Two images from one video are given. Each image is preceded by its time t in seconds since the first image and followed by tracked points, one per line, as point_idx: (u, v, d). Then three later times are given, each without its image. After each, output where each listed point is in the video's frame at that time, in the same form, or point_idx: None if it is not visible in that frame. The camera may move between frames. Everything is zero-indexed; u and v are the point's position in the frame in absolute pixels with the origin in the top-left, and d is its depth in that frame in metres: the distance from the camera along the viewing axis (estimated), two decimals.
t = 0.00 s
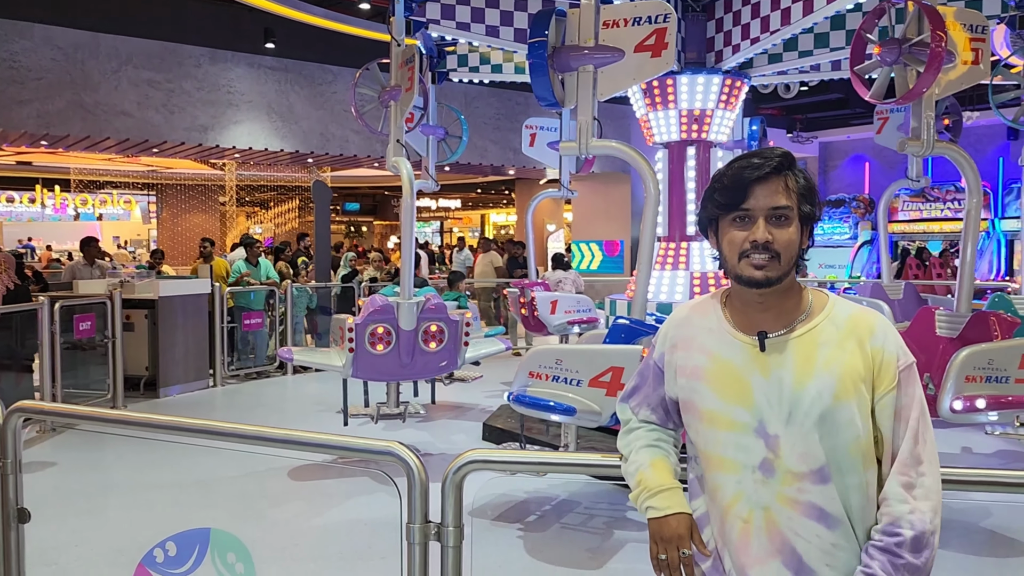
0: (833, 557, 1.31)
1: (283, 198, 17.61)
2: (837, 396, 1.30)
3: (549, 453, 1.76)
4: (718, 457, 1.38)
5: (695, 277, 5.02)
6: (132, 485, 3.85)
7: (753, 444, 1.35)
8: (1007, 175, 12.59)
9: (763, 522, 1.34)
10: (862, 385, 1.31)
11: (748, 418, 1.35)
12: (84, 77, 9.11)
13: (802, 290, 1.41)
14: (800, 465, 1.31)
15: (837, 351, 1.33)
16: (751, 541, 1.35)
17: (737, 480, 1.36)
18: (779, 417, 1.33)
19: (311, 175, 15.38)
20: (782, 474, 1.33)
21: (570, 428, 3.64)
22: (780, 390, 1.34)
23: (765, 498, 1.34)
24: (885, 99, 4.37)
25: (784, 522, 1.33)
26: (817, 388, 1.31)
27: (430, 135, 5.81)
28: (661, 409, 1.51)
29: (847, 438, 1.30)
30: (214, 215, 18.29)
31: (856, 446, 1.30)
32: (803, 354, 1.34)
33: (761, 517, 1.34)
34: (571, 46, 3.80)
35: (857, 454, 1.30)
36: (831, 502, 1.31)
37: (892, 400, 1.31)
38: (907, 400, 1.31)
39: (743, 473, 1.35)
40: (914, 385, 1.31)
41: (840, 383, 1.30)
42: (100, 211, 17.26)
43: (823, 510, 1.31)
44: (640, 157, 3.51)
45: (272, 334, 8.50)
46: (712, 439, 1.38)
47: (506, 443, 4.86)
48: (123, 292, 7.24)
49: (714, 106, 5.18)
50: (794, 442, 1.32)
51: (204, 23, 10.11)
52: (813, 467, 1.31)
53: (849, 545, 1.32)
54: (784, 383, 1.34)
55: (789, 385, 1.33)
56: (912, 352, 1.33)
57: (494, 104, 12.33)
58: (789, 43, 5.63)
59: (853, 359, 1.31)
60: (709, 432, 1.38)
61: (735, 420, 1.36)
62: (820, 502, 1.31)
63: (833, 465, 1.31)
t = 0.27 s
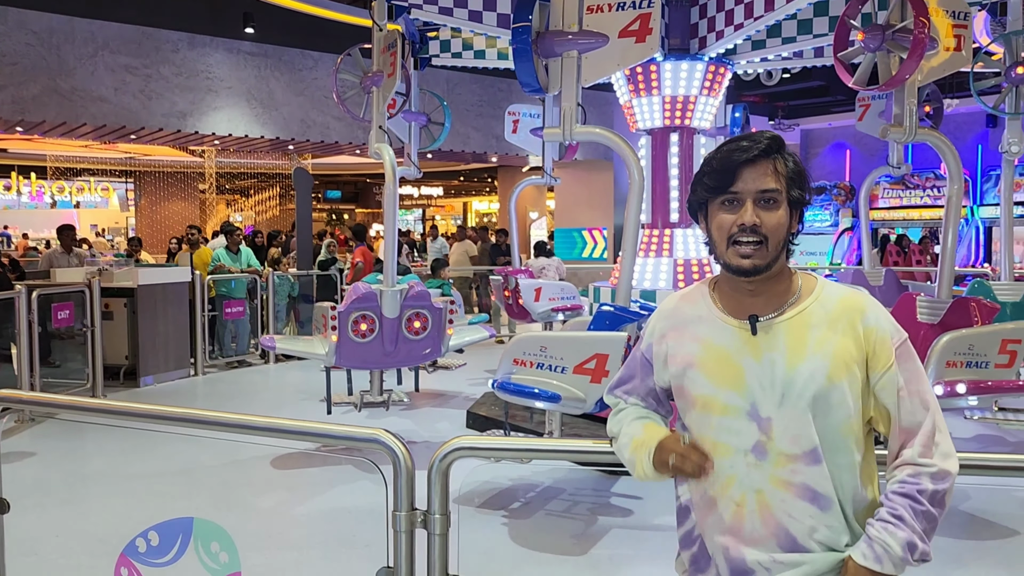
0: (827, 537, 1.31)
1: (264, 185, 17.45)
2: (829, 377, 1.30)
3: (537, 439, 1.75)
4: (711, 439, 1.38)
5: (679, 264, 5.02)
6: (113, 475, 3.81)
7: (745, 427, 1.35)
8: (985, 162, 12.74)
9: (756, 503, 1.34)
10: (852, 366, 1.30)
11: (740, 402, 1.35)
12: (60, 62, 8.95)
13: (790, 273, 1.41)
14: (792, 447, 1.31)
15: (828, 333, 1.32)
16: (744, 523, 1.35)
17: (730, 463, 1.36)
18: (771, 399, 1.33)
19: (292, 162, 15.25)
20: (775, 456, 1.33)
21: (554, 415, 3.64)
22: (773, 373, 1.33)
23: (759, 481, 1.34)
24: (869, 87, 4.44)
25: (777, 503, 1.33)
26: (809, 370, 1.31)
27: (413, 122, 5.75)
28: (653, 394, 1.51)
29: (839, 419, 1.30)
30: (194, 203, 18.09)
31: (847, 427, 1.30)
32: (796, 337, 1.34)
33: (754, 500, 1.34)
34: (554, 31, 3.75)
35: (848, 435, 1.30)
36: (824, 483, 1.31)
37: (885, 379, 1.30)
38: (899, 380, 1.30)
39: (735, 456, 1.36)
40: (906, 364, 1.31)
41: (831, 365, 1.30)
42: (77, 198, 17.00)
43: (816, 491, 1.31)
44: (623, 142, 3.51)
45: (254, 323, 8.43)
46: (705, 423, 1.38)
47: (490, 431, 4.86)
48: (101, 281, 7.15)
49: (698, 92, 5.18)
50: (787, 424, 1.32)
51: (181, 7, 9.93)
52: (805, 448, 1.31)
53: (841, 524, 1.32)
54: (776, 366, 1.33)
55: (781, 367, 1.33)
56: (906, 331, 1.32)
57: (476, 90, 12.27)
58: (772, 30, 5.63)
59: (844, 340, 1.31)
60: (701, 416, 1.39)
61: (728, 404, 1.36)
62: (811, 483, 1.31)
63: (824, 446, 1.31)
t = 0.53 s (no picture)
0: (812, 519, 1.32)
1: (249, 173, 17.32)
2: (811, 361, 1.30)
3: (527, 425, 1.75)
4: (697, 424, 1.39)
5: (666, 252, 5.03)
6: (99, 463, 3.79)
7: (729, 412, 1.36)
8: (969, 150, 12.84)
9: (742, 488, 1.35)
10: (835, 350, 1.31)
11: (724, 387, 1.36)
12: (40, 46, 8.83)
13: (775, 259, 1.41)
14: (775, 430, 1.32)
15: (811, 317, 1.32)
16: (730, 507, 1.35)
17: (716, 448, 1.37)
18: (755, 383, 1.34)
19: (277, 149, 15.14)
20: (758, 440, 1.33)
21: (542, 402, 3.65)
22: (756, 357, 1.34)
23: (743, 465, 1.35)
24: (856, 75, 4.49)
25: (762, 487, 1.33)
26: (792, 353, 1.31)
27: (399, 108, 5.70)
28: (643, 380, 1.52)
29: (821, 402, 1.30)
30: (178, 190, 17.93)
31: (830, 410, 1.31)
32: (779, 321, 1.34)
33: (739, 484, 1.35)
34: (541, 16, 3.80)
35: (831, 417, 1.31)
36: (808, 466, 1.31)
37: (869, 362, 1.30)
38: (884, 362, 1.30)
39: (720, 441, 1.36)
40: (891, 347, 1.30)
41: (813, 348, 1.31)
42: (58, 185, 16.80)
43: (800, 474, 1.31)
44: (610, 128, 3.50)
45: (240, 311, 8.39)
46: (691, 408, 1.39)
47: (478, 418, 4.87)
48: (84, 269, 7.08)
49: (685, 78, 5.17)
50: (769, 408, 1.33)
51: None
52: (787, 431, 1.32)
53: (826, 506, 1.33)
54: (759, 350, 1.34)
55: (764, 351, 1.33)
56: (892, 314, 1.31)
57: (463, 77, 12.20)
58: (760, 16, 5.65)
59: (827, 323, 1.31)
60: (686, 401, 1.40)
61: (713, 389, 1.37)
62: (795, 466, 1.32)
63: (807, 429, 1.31)
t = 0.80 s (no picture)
0: (791, 507, 1.33)
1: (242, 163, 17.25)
2: (790, 350, 1.30)
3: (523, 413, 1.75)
4: (681, 411, 1.40)
5: (659, 241, 5.05)
6: (93, 454, 3.78)
7: (712, 399, 1.37)
8: (961, 140, 12.88)
9: (723, 475, 1.36)
10: (815, 340, 1.30)
11: (707, 373, 1.37)
12: (30, 35, 8.76)
13: (752, 247, 1.39)
14: (755, 419, 1.33)
15: (793, 305, 1.31)
16: (711, 493, 1.37)
17: (700, 435, 1.38)
18: (735, 371, 1.34)
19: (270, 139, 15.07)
20: (739, 428, 1.34)
21: (536, 391, 3.66)
22: (738, 345, 1.34)
23: (724, 452, 1.36)
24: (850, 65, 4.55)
25: (743, 474, 1.34)
26: (771, 342, 1.31)
27: (392, 98, 5.66)
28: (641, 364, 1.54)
29: (800, 391, 1.30)
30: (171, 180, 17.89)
31: (810, 399, 1.30)
32: (760, 309, 1.33)
33: (721, 471, 1.36)
34: (536, 6, 3.87)
35: (810, 408, 1.31)
36: (787, 455, 1.32)
37: (852, 352, 1.28)
38: (868, 353, 1.27)
39: (704, 428, 1.37)
40: (875, 338, 1.27)
41: (792, 338, 1.30)
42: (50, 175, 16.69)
43: (779, 463, 1.32)
44: (604, 116, 3.50)
45: (233, 301, 8.37)
46: (676, 394, 1.41)
47: (472, 407, 4.87)
48: (77, 259, 7.06)
49: (679, 68, 5.16)
50: (748, 397, 1.33)
51: None
52: (767, 420, 1.32)
53: (806, 496, 1.33)
54: (739, 338, 1.34)
55: (744, 340, 1.33)
56: (880, 304, 1.28)
57: (456, 66, 12.16)
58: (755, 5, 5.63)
59: (808, 313, 1.30)
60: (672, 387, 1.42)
61: (698, 376, 1.38)
62: (774, 454, 1.32)
63: (786, 418, 1.31)
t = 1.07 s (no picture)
0: (763, 505, 1.30)
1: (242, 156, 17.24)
2: (753, 344, 1.27)
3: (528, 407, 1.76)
4: (670, 403, 1.41)
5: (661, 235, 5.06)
6: (96, 447, 3.79)
7: (692, 393, 1.37)
8: (963, 132, 12.84)
9: (700, 468, 1.36)
10: (779, 335, 1.25)
11: (689, 367, 1.38)
12: (31, 28, 8.74)
13: (724, 242, 1.36)
14: (724, 414, 1.31)
15: (759, 299, 1.28)
16: (691, 485, 1.37)
17: (682, 427, 1.39)
18: (707, 365, 1.33)
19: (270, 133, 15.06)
20: (711, 422, 1.33)
21: (538, 384, 3.66)
22: (709, 339, 1.33)
23: (701, 446, 1.36)
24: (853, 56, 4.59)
25: (716, 469, 1.33)
26: (736, 337, 1.29)
27: (393, 91, 5.66)
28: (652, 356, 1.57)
29: (765, 386, 1.26)
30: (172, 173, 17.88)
31: (778, 395, 1.26)
32: (730, 303, 1.31)
33: (698, 464, 1.36)
34: None
35: (779, 403, 1.26)
36: (757, 452, 1.29)
37: (820, 346, 1.22)
38: (839, 346, 1.20)
39: (687, 421, 1.38)
40: (841, 331, 1.19)
41: (756, 332, 1.27)
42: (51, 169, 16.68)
43: (748, 459, 1.29)
44: (603, 108, 3.49)
45: (234, 294, 8.38)
46: (667, 387, 1.42)
47: (474, 400, 4.88)
48: (78, 253, 7.07)
49: (680, 62, 5.14)
50: (717, 391, 1.32)
51: None
52: (734, 415, 1.30)
53: (780, 493, 1.29)
54: (711, 333, 1.33)
55: (715, 334, 1.32)
56: (851, 294, 1.20)
57: (457, 60, 12.14)
58: None
59: (773, 306, 1.26)
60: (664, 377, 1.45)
61: (682, 368, 1.38)
62: (743, 450, 1.30)
63: (753, 413, 1.28)
